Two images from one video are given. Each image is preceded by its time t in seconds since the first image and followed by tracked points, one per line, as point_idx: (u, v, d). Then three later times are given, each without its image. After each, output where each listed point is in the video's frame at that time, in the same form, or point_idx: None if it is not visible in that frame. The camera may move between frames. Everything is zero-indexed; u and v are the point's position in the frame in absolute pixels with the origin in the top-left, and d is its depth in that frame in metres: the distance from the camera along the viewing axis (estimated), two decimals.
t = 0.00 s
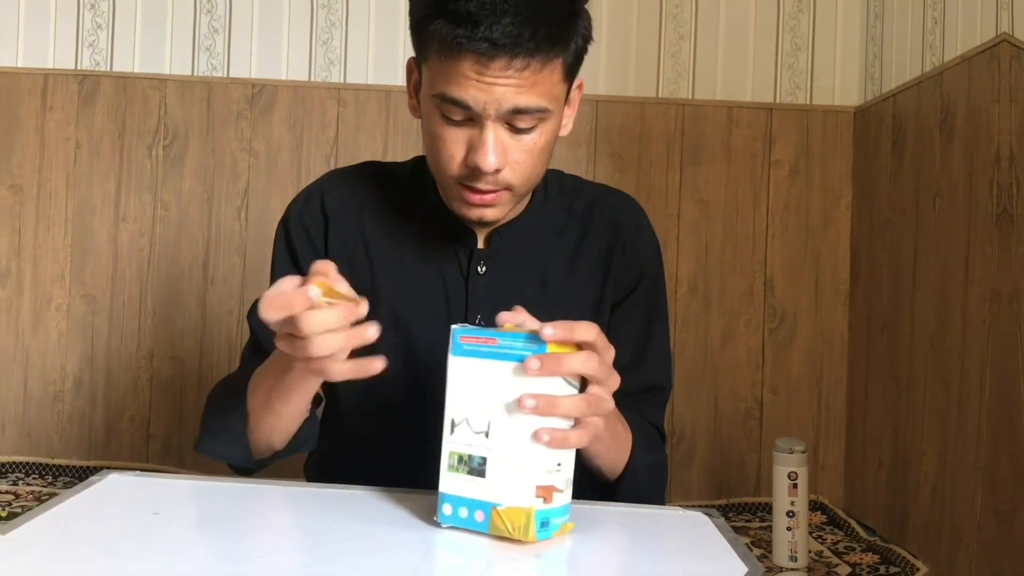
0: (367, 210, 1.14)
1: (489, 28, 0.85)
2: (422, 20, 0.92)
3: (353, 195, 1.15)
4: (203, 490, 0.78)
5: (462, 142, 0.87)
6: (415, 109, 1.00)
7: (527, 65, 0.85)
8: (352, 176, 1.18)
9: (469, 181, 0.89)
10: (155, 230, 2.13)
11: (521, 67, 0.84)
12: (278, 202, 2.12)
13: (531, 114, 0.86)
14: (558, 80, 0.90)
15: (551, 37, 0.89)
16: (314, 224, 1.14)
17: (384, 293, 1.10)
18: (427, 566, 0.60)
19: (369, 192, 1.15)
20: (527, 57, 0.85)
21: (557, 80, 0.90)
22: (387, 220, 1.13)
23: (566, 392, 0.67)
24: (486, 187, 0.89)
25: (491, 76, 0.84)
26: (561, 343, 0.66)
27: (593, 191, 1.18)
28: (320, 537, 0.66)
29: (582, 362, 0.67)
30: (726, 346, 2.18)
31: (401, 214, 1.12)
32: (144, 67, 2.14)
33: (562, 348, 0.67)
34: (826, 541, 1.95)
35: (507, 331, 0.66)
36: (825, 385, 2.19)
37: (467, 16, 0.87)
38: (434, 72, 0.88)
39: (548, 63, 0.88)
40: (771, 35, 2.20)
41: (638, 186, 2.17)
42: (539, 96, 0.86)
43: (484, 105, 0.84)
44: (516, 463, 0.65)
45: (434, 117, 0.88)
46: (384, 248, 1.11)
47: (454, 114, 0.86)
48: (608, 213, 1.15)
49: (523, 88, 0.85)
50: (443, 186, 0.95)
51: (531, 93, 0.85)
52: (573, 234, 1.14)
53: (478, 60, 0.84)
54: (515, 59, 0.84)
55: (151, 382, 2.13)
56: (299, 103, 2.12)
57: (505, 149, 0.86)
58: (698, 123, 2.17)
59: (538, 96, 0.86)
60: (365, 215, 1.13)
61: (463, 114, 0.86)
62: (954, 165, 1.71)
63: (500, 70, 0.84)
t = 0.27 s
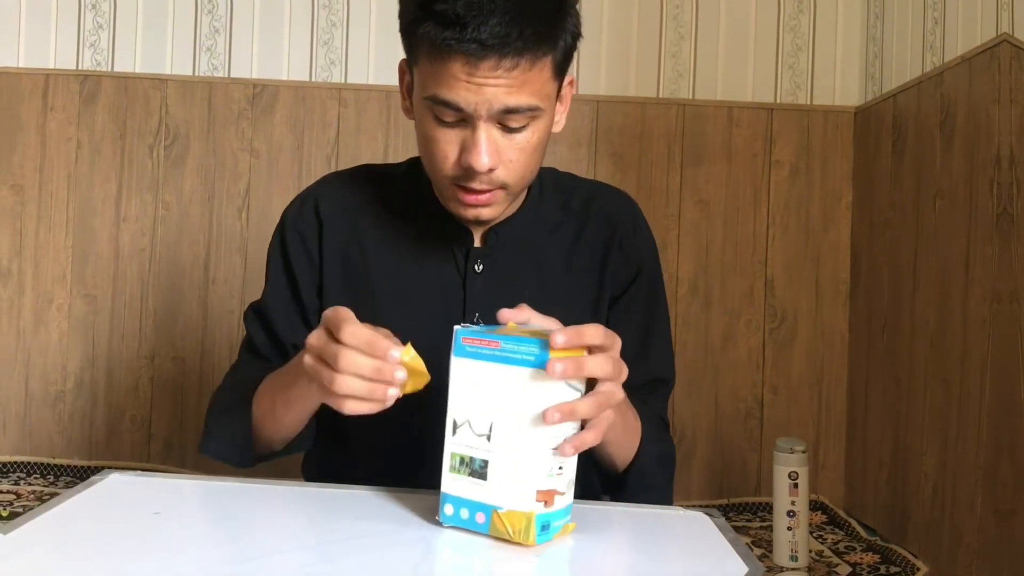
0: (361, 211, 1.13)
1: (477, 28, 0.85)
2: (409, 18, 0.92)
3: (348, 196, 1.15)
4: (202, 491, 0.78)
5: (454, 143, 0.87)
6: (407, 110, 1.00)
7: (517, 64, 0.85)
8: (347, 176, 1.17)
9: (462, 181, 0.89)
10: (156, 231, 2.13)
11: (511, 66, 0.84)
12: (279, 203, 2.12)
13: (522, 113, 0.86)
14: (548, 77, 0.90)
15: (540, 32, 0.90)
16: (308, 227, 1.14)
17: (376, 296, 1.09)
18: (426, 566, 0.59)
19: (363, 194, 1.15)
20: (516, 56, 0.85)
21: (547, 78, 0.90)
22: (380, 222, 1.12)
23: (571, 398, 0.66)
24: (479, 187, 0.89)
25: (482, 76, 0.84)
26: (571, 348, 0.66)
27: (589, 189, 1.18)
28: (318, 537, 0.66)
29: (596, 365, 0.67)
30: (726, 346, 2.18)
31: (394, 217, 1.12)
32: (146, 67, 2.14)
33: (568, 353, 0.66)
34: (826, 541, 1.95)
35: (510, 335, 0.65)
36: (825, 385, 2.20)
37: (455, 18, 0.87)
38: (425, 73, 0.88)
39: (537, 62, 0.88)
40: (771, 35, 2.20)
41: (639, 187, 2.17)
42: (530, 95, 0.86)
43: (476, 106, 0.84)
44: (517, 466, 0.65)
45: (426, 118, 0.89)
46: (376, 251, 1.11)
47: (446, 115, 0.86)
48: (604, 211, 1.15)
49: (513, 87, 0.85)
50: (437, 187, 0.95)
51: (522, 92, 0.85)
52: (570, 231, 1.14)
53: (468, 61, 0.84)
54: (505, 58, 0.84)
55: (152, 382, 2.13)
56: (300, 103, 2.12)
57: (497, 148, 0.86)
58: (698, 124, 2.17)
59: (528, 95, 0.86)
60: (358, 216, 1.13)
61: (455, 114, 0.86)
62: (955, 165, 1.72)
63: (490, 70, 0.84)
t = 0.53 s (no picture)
0: (360, 214, 1.13)
1: (490, 61, 0.81)
2: (411, 59, 0.88)
3: (345, 200, 1.15)
4: (201, 491, 0.78)
5: (463, 168, 0.85)
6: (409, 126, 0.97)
7: (528, 93, 0.82)
8: (342, 181, 1.18)
9: (472, 204, 0.88)
10: (157, 231, 2.13)
11: (520, 92, 0.81)
12: (280, 203, 2.12)
13: (532, 136, 0.83)
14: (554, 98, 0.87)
15: (551, 63, 0.86)
16: (307, 232, 1.13)
17: (376, 301, 1.09)
18: (425, 567, 0.59)
19: (360, 196, 1.15)
20: (527, 87, 0.82)
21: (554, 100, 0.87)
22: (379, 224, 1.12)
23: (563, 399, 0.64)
24: (488, 208, 0.88)
25: (494, 105, 0.81)
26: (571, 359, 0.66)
27: (575, 180, 1.17)
28: (315, 538, 0.65)
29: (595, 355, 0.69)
30: (726, 346, 2.19)
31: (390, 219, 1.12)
32: (147, 68, 2.14)
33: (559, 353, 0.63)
34: (826, 541, 1.96)
35: (497, 340, 0.63)
36: (825, 385, 2.20)
37: (467, 56, 0.82)
38: (434, 99, 0.85)
39: (548, 90, 0.85)
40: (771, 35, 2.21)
41: (639, 187, 2.17)
42: (539, 118, 0.84)
43: (487, 134, 0.82)
44: (510, 470, 0.63)
45: (435, 141, 0.86)
46: (377, 254, 1.10)
47: (455, 141, 0.84)
48: (590, 201, 1.15)
49: (523, 112, 0.82)
50: (443, 203, 0.94)
51: (531, 117, 0.83)
52: (558, 223, 1.14)
53: (479, 91, 0.81)
54: (517, 90, 0.81)
55: (153, 382, 2.13)
56: (301, 104, 2.12)
57: (509, 173, 0.84)
58: (699, 124, 2.17)
59: (537, 118, 0.83)
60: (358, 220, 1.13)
61: (465, 140, 0.83)
62: (955, 165, 1.72)
63: (503, 99, 0.81)
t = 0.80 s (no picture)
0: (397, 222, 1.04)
1: (548, 83, 0.83)
2: (452, 85, 0.86)
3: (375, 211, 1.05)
4: (201, 490, 0.78)
5: (507, 183, 0.85)
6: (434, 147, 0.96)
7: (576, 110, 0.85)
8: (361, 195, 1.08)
9: (513, 216, 0.88)
10: (158, 231, 2.13)
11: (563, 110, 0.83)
12: (281, 203, 2.12)
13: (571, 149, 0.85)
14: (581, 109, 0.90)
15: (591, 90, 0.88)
16: (344, 252, 1.03)
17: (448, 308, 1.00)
18: (425, 568, 0.59)
19: (389, 204, 1.05)
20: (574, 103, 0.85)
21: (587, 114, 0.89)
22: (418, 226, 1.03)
23: (558, 396, 0.64)
24: (527, 219, 0.89)
25: (546, 124, 0.82)
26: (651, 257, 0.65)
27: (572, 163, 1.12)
28: (315, 537, 0.65)
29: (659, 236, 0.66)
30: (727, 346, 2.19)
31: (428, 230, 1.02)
32: (148, 69, 2.14)
33: (550, 351, 0.63)
34: (826, 540, 1.96)
35: (489, 338, 0.63)
36: (825, 385, 2.20)
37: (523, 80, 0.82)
38: (480, 120, 0.84)
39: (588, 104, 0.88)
40: (772, 35, 2.21)
41: (640, 187, 2.17)
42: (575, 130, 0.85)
43: (537, 151, 0.82)
44: (507, 469, 0.63)
45: (478, 160, 0.85)
46: (435, 265, 1.01)
47: (501, 159, 0.83)
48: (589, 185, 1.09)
49: (565, 127, 0.83)
50: (475, 215, 0.93)
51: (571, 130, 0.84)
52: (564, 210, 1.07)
53: (532, 112, 0.81)
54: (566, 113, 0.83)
55: (154, 382, 2.14)
56: (302, 104, 2.12)
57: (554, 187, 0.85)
58: (699, 124, 2.18)
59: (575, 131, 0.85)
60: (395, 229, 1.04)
61: (511, 158, 0.83)
62: (955, 166, 1.72)
63: (554, 119, 0.82)
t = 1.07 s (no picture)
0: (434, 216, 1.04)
1: (539, 47, 0.83)
2: (452, 53, 0.89)
3: (410, 207, 1.05)
4: (203, 490, 0.78)
5: (509, 156, 0.85)
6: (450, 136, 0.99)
7: (572, 79, 0.85)
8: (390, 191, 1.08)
9: (514, 193, 0.87)
10: (159, 230, 2.13)
11: (562, 79, 0.84)
12: (281, 202, 2.12)
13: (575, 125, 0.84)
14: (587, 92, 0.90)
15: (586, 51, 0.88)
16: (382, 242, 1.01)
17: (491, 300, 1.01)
18: (426, 567, 0.59)
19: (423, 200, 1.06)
20: (569, 72, 0.84)
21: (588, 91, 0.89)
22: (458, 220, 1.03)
23: (565, 398, 0.64)
24: (531, 197, 0.87)
25: (542, 92, 0.83)
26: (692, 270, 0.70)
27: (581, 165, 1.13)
28: (317, 537, 0.65)
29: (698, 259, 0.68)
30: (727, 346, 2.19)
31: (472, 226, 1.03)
32: (149, 69, 2.14)
33: (560, 351, 0.63)
34: (827, 540, 1.96)
35: (500, 336, 0.64)
36: (826, 385, 2.20)
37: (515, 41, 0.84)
38: (480, 91, 0.85)
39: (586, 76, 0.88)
40: (772, 35, 2.21)
41: (640, 187, 2.17)
42: (580, 107, 0.85)
43: (535, 121, 0.82)
44: (512, 469, 0.63)
45: (478, 133, 0.86)
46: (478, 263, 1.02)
47: (501, 131, 0.84)
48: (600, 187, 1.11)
49: (566, 100, 0.83)
50: (482, 199, 0.93)
51: (574, 105, 0.84)
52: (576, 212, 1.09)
53: (526, 75, 0.83)
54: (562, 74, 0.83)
55: (155, 381, 2.14)
56: (302, 104, 2.13)
57: (555, 160, 0.84)
58: (700, 124, 2.18)
59: (579, 107, 0.85)
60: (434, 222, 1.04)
61: (511, 129, 0.84)
62: (955, 166, 1.72)
63: (549, 86, 0.83)
